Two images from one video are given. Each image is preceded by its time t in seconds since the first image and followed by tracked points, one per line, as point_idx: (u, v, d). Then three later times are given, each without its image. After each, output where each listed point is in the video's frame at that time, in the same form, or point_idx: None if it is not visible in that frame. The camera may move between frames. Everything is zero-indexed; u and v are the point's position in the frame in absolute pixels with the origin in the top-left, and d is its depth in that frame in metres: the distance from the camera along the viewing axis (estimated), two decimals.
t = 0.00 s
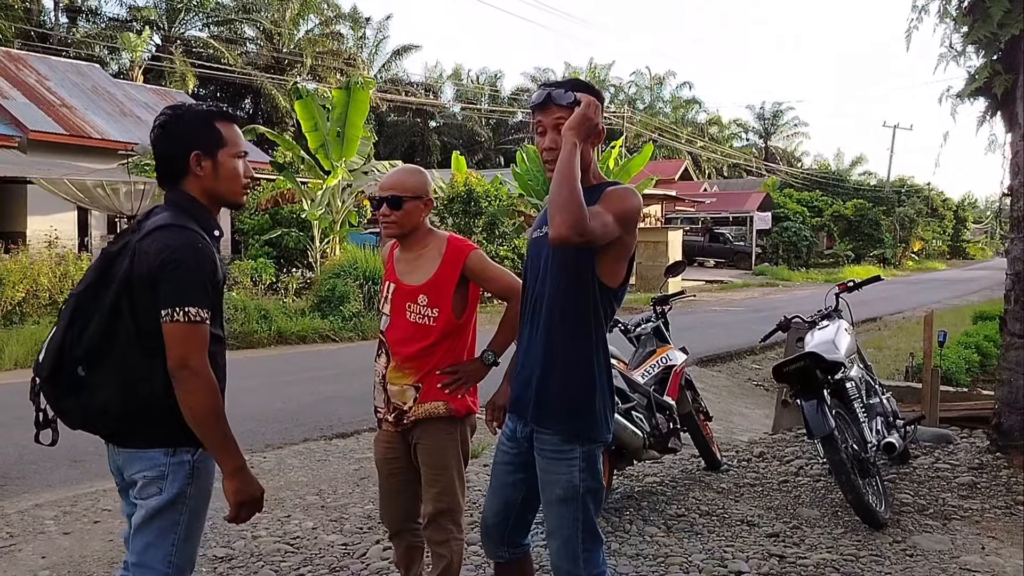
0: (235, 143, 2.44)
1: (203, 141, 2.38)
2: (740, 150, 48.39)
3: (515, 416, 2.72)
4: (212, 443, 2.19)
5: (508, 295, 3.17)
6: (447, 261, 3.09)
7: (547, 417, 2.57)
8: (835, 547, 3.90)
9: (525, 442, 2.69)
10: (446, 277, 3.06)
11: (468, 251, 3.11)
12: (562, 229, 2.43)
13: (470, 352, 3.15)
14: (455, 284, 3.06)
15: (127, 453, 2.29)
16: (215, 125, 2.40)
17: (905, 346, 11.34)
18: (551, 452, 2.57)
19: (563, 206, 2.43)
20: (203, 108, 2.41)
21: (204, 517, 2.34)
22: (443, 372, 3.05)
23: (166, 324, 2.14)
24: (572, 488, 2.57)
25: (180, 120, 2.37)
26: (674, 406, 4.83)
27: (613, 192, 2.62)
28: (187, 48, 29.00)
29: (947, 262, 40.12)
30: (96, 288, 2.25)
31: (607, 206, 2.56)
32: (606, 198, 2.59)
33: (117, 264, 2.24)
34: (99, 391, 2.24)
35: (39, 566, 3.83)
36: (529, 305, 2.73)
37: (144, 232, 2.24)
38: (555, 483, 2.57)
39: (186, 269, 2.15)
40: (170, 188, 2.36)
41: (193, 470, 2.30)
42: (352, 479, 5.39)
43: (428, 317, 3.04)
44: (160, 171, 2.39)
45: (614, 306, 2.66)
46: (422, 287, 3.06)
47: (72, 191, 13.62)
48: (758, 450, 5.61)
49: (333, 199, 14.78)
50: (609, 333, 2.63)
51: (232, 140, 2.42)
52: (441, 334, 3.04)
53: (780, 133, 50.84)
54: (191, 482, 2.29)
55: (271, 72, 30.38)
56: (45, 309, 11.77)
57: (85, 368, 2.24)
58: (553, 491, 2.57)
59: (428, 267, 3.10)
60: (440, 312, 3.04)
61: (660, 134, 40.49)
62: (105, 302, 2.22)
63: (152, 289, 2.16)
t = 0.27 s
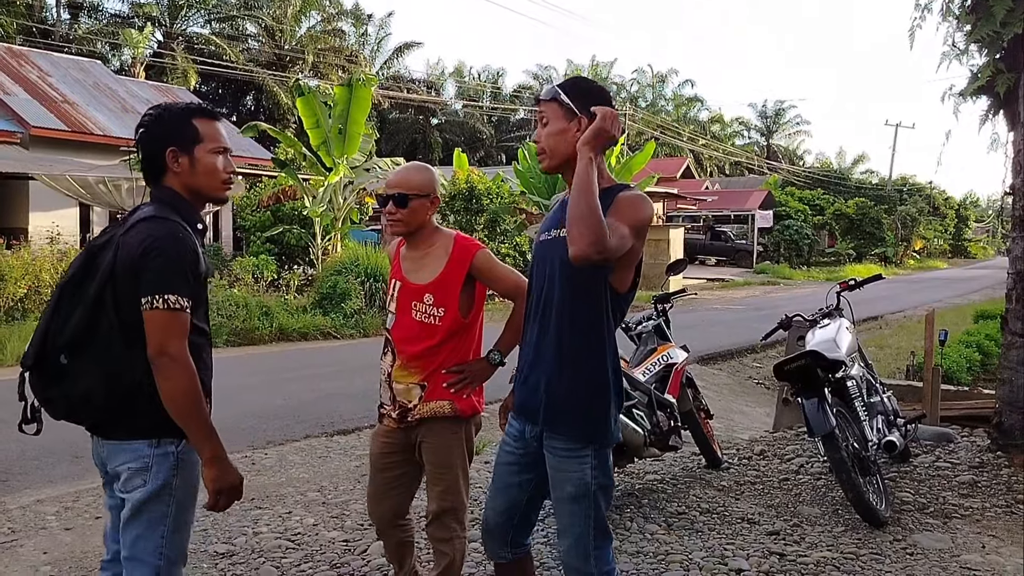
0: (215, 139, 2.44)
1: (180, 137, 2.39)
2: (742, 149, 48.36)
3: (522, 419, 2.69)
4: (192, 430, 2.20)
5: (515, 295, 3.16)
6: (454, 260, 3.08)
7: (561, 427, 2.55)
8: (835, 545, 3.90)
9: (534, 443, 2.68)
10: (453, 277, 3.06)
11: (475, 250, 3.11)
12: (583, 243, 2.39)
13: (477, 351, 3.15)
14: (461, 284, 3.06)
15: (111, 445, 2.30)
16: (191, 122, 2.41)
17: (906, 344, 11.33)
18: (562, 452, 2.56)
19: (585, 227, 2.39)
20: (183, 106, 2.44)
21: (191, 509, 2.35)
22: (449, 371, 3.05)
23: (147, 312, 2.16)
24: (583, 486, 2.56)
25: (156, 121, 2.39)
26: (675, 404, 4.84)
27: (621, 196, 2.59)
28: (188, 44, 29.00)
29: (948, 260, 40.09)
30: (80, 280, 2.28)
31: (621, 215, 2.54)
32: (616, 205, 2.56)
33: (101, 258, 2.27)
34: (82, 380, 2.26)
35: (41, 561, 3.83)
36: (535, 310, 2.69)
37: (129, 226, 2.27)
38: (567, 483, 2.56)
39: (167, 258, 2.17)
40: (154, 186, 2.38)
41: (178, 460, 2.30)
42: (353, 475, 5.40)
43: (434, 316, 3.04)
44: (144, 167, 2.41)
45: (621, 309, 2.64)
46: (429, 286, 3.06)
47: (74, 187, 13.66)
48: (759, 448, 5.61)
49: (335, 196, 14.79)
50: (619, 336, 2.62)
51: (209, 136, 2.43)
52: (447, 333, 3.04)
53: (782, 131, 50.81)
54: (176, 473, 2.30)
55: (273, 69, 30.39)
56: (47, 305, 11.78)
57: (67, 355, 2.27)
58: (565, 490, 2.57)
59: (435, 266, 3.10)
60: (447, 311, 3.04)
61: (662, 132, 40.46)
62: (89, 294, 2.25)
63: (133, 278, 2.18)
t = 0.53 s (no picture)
0: (194, 138, 2.45)
1: (158, 136, 2.40)
2: (743, 148, 48.34)
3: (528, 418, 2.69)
4: (162, 422, 2.20)
5: (519, 295, 3.15)
6: (456, 260, 3.08)
7: (568, 427, 2.55)
8: (837, 545, 3.90)
9: (541, 439, 2.69)
10: (456, 277, 3.06)
11: (478, 250, 3.10)
12: (584, 243, 2.39)
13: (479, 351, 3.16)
14: (463, 284, 3.06)
15: (95, 440, 2.32)
16: (170, 121, 2.42)
17: (908, 344, 11.32)
18: (571, 451, 2.56)
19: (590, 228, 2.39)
20: (164, 106, 2.45)
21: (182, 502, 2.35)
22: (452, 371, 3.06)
23: (120, 303, 2.16)
24: (591, 484, 2.56)
25: (136, 122, 2.41)
26: (676, 403, 4.85)
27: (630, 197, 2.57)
28: (190, 42, 28.99)
29: (950, 260, 40.06)
30: (59, 276, 2.30)
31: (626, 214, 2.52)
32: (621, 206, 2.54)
33: (80, 255, 2.29)
34: (62, 373, 2.28)
35: (42, 558, 3.84)
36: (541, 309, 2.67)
37: (109, 221, 2.29)
38: (574, 480, 2.56)
39: (138, 250, 2.18)
40: (136, 183, 2.40)
41: (159, 454, 2.31)
42: (353, 474, 5.40)
43: (436, 317, 3.05)
44: (126, 167, 2.43)
45: (628, 311, 2.62)
46: (432, 286, 3.06)
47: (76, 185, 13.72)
48: (760, 447, 5.60)
49: (336, 194, 14.81)
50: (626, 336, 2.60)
51: (187, 135, 2.43)
52: (450, 334, 3.05)
53: (784, 131, 50.77)
54: (158, 466, 2.31)
55: (274, 67, 30.39)
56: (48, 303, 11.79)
57: (45, 349, 2.30)
58: (573, 487, 2.57)
59: (438, 266, 3.10)
60: (449, 312, 3.04)
61: (664, 131, 40.43)
62: (66, 290, 2.27)
63: (107, 271, 2.19)
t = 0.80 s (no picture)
0: (180, 141, 2.45)
1: (145, 138, 2.40)
2: (744, 148, 48.31)
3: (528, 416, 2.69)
4: (149, 419, 2.20)
5: (514, 295, 3.14)
6: (452, 258, 3.08)
7: (569, 427, 2.55)
8: (837, 544, 3.89)
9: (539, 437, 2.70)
10: (451, 276, 3.06)
11: (474, 249, 3.10)
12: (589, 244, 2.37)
13: (475, 350, 3.15)
14: (458, 282, 3.06)
15: (88, 440, 2.31)
16: (156, 124, 2.42)
17: (908, 344, 11.31)
18: (571, 452, 2.56)
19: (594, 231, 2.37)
20: (152, 108, 2.44)
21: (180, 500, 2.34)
22: (448, 370, 3.05)
23: (104, 301, 2.17)
24: (590, 483, 2.56)
25: (124, 124, 2.41)
26: (677, 403, 4.84)
27: (635, 201, 2.56)
28: (191, 42, 29.00)
29: (950, 260, 40.05)
30: (46, 277, 2.30)
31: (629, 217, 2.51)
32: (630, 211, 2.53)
33: (67, 257, 2.30)
34: (51, 374, 2.27)
35: (42, 558, 3.84)
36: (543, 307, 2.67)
37: (95, 222, 2.29)
38: (574, 479, 2.56)
39: (121, 247, 2.18)
40: (123, 184, 2.40)
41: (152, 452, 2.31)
42: (354, 474, 5.40)
43: (432, 316, 3.04)
44: (114, 169, 2.43)
45: (631, 313, 2.61)
46: (427, 285, 3.06)
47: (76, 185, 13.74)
48: (760, 448, 5.60)
49: (337, 194, 14.80)
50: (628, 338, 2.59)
51: (174, 137, 2.43)
52: (446, 333, 3.04)
53: (784, 130, 50.74)
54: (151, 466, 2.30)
55: (275, 67, 30.38)
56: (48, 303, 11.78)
57: (34, 350, 2.29)
58: (572, 486, 2.57)
59: (433, 264, 3.10)
60: (444, 310, 3.04)
61: (664, 130, 40.42)
62: (53, 291, 2.27)
63: (91, 271, 2.19)
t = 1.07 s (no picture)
0: (180, 145, 2.45)
1: (145, 139, 2.40)
2: (744, 148, 48.30)
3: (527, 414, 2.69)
4: (149, 416, 2.20)
5: (511, 295, 3.14)
6: (449, 258, 3.08)
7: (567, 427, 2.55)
8: (837, 544, 3.90)
9: (537, 436, 2.70)
10: (449, 276, 3.06)
11: (471, 249, 3.10)
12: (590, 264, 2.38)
13: (472, 350, 3.15)
14: (456, 282, 3.06)
15: (88, 440, 2.31)
16: (158, 126, 2.42)
17: (908, 344, 11.31)
18: (571, 453, 2.56)
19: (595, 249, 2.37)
20: (151, 110, 2.44)
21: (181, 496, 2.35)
22: (445, 370, 3.05)
23: (101, 300, 2.17)
24: (591, 482, 2.56)
25: (123, 124, 2.41)
26: (677, 403, 4.84)
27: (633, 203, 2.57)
28: (191, 42, 29.03)
29: (950, 260, 40.06)
30: (44, 278, 2.30)
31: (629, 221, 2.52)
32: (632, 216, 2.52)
33: (63, 259, 2.30)
34: (49, 374, 2.28)
35: (43, 558, 3.84)
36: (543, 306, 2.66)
37: (90, 224, 2.29)
38: (574, 479, 2.56)
39: (117, 247, 2.18)
40: (120, 185, 2.39)
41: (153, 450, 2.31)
42: (354, 474, 5.40)
43: (428, 316, 3.04)
44: (111, 170, 2.43)
45: (629, 315, 2.61)
46: (424, 285, 3.06)
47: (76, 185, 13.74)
48: (761, 447, 5.60)
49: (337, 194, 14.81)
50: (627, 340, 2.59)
51: (174, 140, 2.43)
52: (443, 333, 3.05)
53: (785, 130, 50.73)
54: (153, 463, 2.30)
55: (275, 67, 30.39)
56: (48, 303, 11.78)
57: (32, 351, 2.29)
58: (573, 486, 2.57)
59: (431, 263, 3.10)
60: (441, 310, 3.04)
61: (665, 130, 40.42)
62: (51, 292, 2.27)
63: (89, 271, 2.20)
